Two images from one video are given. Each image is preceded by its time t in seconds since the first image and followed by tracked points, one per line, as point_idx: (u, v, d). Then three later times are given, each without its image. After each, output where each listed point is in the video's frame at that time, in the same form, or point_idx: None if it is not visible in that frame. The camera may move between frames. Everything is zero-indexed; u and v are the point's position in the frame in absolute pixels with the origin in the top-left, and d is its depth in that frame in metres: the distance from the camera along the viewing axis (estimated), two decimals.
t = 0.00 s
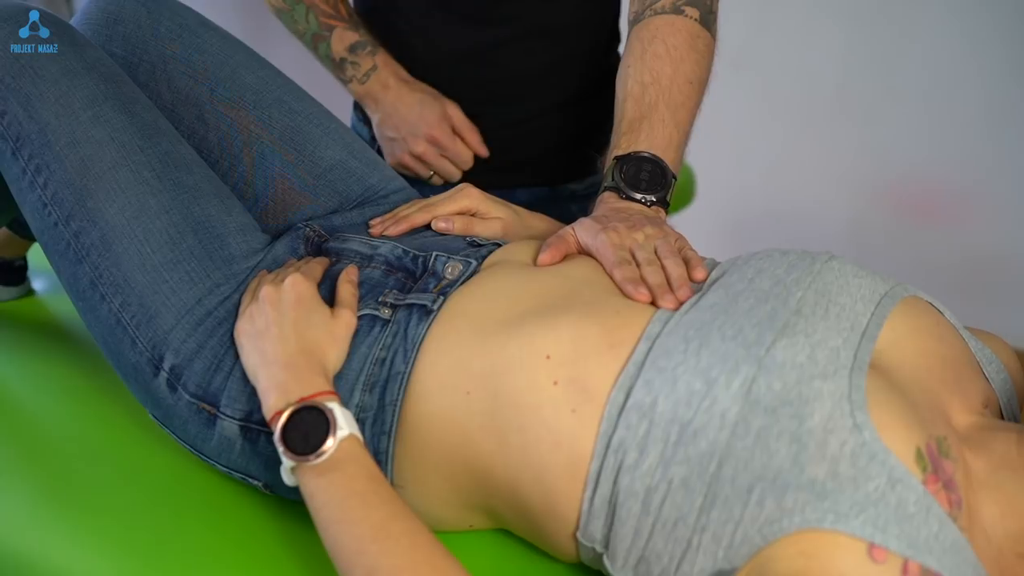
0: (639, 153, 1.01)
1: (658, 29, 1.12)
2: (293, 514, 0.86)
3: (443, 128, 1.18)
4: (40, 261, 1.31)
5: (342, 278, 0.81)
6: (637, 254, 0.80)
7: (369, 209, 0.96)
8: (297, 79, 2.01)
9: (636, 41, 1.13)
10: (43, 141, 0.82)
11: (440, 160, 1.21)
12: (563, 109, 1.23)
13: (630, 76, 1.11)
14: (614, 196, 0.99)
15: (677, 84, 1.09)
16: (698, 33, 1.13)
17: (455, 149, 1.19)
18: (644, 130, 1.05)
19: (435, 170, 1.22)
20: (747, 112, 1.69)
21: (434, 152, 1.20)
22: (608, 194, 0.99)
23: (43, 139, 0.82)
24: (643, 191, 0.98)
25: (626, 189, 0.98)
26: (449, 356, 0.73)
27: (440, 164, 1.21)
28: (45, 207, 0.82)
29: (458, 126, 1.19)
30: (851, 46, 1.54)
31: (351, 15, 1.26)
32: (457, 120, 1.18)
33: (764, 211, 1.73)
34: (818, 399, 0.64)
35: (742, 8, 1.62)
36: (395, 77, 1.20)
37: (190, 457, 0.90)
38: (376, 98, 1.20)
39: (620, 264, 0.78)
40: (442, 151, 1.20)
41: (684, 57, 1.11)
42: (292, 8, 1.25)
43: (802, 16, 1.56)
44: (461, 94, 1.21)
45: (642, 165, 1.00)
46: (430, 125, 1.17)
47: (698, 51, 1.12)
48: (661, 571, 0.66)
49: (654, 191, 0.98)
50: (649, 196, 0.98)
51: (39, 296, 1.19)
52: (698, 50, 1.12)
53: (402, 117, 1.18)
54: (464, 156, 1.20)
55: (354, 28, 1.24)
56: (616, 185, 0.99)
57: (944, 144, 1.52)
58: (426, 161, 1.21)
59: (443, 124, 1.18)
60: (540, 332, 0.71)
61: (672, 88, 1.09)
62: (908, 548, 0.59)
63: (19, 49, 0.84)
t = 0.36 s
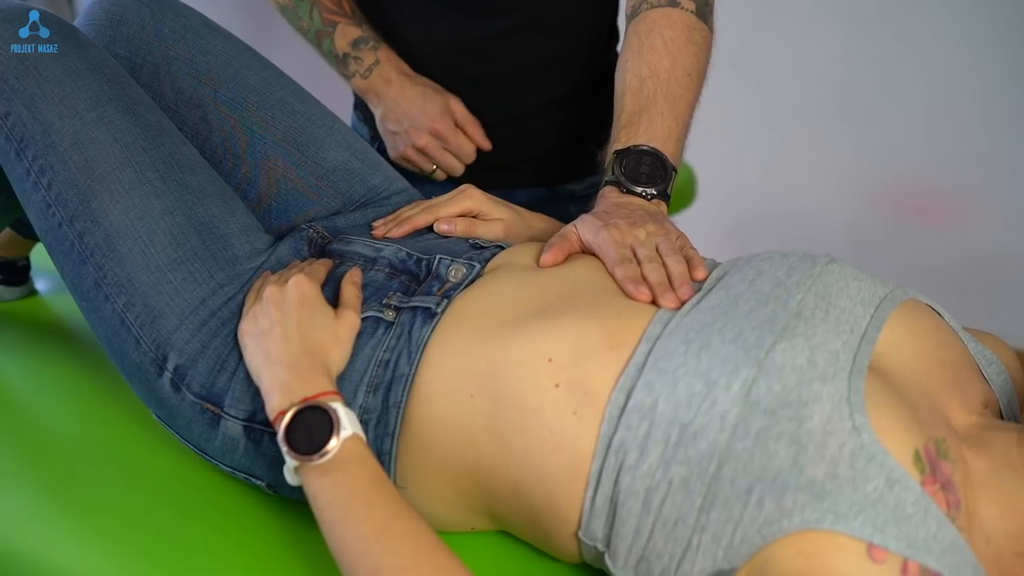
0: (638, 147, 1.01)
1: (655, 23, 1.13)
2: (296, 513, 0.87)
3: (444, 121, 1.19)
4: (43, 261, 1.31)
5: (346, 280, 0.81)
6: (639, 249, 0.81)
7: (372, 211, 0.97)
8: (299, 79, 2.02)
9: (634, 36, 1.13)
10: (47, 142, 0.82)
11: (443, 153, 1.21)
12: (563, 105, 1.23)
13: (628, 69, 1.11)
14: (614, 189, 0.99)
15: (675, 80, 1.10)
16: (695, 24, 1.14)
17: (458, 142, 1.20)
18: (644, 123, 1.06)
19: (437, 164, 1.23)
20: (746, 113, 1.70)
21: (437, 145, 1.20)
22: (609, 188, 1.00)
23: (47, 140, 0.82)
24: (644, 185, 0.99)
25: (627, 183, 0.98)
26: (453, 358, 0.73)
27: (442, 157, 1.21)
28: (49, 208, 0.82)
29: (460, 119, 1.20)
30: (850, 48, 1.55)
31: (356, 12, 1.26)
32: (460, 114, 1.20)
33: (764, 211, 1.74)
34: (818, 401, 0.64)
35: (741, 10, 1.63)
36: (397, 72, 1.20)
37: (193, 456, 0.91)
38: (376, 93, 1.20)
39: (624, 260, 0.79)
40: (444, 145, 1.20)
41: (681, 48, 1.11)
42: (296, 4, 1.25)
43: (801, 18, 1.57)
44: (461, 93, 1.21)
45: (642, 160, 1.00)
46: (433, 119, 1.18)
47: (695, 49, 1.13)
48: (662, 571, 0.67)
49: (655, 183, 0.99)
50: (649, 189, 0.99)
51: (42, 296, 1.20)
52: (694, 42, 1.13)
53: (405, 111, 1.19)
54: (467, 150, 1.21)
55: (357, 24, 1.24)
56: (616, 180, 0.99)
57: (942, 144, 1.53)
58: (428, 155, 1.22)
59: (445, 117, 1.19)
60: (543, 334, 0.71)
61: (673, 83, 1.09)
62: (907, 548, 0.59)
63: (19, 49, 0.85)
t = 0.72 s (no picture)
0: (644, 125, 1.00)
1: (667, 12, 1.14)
2: (297, 513, 0.87)
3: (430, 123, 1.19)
4: (44, 261, 1.32)
5: (347, 281, 0.82)
6: (642, 226, 0.81)
7: (373, 212, 0.98)
8: (299, 79, 2.02)
9: (640, 32, 1.14)
10: (48, 143, 0.82)
11: (429, 155, 1.21)
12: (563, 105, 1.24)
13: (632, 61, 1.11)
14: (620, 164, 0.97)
15: (683, 71, 1.09)
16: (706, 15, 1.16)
17: (443, 144, 1.19)
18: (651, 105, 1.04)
19: (423, 165, 1.22)
20: (746, 113, 1.70)
21: (423, 147, 1.20)
22: (615, 163, 0.97)
23: (48, 141, 0.83)
24: (650, 161, 0.97)
25: (634, 157, 0.96)
26: (454, 360, 0.73)
27: (427, 159, 1.21)
28: (51, 209, 0.83)
29: (446, 121, 1.19)
30: (850, 48, 1.55)
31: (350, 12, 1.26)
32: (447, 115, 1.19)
33: (764, 212, 1.74)
34: (815, 403, 0.65)
35: (741, 10, 1.63)
36: (386, 73, 1.21)
37: (194, 457, 0.91)
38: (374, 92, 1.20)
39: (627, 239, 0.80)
40: (429, 146, 1.20)
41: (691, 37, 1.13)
42: (290, 4, 1.27)
43: (801, 18, 1.57)
44: (461, 93, 1.21)
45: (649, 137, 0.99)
46: (417, 121, 1.18)
47: (696, 46, 1.12)
48: (660, 571, 0.67)
49: (661, 160, 0.97)
50: (656, 165, 0.96)
51: (43, 296, 1.20)
52: (705, 30, 1.14)
53: (390, 111, 1.19)
54: (452, 152, 1.20)
55: (349, 24, 1.25)
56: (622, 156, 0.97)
57: (942, 145, 1.53)
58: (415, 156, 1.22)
59: (432, 118, 1.19)
60: (543, 338, 0.71)
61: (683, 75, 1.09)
62: (905, 548, 0.59)
63: (19, 49, 0.85)
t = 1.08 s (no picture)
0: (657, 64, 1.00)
1: None
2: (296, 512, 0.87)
3: (430, 123, 1.17)
4: (45, 261, 1.32)
5: (348, 281, 0.82)
6: (653, 124, 0.85)
7: (374, 211, 0.98)
8: (299, 79, 2.02)
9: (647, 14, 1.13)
10: (49, 142, 0.82)
11: (427, 155, 1.19)
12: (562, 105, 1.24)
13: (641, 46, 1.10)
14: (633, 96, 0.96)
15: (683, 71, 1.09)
16: None
17: (442, 143, 1.18)
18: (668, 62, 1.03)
19: (422, 164, 1.21)
20: (747, 114, 1.70)
21: (421, 146, 1.18)
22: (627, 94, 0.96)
23: (48, 140, 0.83)
24: (663, 97, 0.96)
25: (647, 90, 0.96)
26: (454, 361, 0.73)
27: (425, 158, 1.20)
28: (51, 208, 0.83)
29: (445, 122, 1.17)
30: (851, 49, 1.55)
31: (348, 14, 1.26)
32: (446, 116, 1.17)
33: (765, 212, 1.75)
34: (813, 406, 0.65)
35: (742, 11, 1.63)
36: (385, 73, 1.20)
37: (194, 457, 0.91)
38: (373, 91, 1.19)
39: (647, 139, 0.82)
40: (428, 146, 1.19)
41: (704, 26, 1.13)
42: (288, 5, 1.25)
43: (801, 19, 1.57)
44: (461, 94, 1.21)
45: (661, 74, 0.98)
46: (416, 121, 1.16)
47: (705, 36, 1.12)
48: (659, 571, 0.67)
49: (673, 96, 0.97)
50: (668, 99, 0.96)
51: (43, 296, 1.20)
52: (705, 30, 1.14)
53: (389, 110, 1.18)
54: (451, 152, 1.19)
55: (347, 24, 1.24)
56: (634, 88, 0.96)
57: (942, 145, 1.53)
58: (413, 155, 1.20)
59: (431, 119, 1.17)
60: (542, 339, 0.71)
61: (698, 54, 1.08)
62: (903, 549, 0.59)
63: (18, 49, 0.85)
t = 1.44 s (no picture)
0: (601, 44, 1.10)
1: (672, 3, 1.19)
2: (302, 511, 0.87)
3: (419, 128, 1.14)
4: (48, 261, 1.32)
5: (354, 281, 0.82)
6: (539, 119, 0.99)
7: (379, 211, 0.98)
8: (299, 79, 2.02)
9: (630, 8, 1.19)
10: (54, 141, 0.83)
11: (417, 161, 1.16)
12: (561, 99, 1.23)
13: (621, 37, 1.14)
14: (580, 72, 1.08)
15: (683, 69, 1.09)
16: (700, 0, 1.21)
17: (431, 149, 1.15)
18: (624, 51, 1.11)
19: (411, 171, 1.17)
20: (746, 114, 1.70)
21: (410, 153, 1.15)
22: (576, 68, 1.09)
23: (54, 139, 0.83)
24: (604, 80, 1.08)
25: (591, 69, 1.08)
26: (461, 361, 0.74)
27: (414, 164, 1.16)
28: (57, 207, 0.83)
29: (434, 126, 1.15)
30: (850, 49, 1.55)
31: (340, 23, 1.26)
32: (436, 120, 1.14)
33: (764, 212, 1.75)
34: (818, 406, 0.65)
35: (742, 11, 1.62)
36: (375, 79, 1.18)
37: (199, 456, 0.91)
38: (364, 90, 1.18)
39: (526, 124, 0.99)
40: (417, 151, 1.16)
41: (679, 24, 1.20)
42: (280, 14, 1.25)
43: (801, 19, 1.57)
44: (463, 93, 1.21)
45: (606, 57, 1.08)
46: (407, 127, 1.14)
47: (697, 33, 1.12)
48: (665, 571, 0.67)
49: (613, 83, 1.08)
50: (605, 83, 1.08)
51: (46, 295, 1.20)
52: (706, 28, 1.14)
53: (380, 115, 1.15)
54: (441, 158, 1.16)
55: (338, 32, 1.24)
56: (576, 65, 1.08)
57: (942, 144, 1.53)
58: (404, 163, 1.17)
59: (420, 124, 1.14)
60: (547, 340, 0.72)
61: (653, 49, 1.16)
62: (910, 548, 0.59)
63: (19, 49, 0.85)
